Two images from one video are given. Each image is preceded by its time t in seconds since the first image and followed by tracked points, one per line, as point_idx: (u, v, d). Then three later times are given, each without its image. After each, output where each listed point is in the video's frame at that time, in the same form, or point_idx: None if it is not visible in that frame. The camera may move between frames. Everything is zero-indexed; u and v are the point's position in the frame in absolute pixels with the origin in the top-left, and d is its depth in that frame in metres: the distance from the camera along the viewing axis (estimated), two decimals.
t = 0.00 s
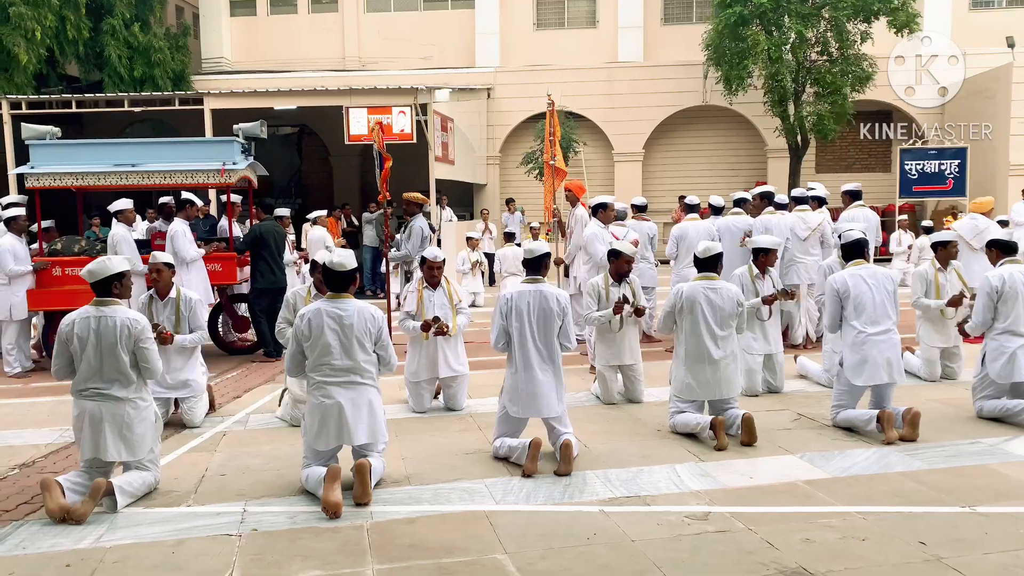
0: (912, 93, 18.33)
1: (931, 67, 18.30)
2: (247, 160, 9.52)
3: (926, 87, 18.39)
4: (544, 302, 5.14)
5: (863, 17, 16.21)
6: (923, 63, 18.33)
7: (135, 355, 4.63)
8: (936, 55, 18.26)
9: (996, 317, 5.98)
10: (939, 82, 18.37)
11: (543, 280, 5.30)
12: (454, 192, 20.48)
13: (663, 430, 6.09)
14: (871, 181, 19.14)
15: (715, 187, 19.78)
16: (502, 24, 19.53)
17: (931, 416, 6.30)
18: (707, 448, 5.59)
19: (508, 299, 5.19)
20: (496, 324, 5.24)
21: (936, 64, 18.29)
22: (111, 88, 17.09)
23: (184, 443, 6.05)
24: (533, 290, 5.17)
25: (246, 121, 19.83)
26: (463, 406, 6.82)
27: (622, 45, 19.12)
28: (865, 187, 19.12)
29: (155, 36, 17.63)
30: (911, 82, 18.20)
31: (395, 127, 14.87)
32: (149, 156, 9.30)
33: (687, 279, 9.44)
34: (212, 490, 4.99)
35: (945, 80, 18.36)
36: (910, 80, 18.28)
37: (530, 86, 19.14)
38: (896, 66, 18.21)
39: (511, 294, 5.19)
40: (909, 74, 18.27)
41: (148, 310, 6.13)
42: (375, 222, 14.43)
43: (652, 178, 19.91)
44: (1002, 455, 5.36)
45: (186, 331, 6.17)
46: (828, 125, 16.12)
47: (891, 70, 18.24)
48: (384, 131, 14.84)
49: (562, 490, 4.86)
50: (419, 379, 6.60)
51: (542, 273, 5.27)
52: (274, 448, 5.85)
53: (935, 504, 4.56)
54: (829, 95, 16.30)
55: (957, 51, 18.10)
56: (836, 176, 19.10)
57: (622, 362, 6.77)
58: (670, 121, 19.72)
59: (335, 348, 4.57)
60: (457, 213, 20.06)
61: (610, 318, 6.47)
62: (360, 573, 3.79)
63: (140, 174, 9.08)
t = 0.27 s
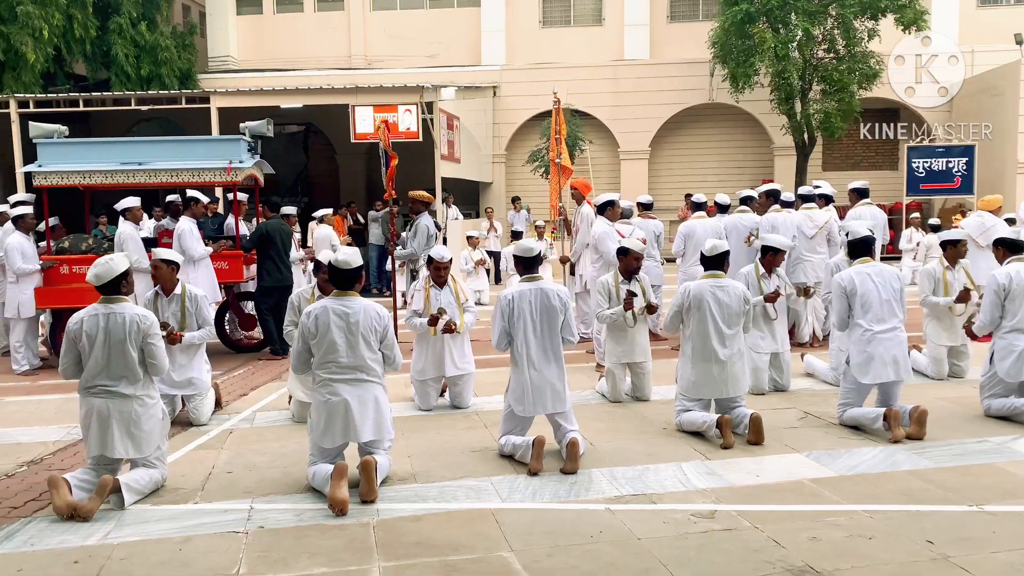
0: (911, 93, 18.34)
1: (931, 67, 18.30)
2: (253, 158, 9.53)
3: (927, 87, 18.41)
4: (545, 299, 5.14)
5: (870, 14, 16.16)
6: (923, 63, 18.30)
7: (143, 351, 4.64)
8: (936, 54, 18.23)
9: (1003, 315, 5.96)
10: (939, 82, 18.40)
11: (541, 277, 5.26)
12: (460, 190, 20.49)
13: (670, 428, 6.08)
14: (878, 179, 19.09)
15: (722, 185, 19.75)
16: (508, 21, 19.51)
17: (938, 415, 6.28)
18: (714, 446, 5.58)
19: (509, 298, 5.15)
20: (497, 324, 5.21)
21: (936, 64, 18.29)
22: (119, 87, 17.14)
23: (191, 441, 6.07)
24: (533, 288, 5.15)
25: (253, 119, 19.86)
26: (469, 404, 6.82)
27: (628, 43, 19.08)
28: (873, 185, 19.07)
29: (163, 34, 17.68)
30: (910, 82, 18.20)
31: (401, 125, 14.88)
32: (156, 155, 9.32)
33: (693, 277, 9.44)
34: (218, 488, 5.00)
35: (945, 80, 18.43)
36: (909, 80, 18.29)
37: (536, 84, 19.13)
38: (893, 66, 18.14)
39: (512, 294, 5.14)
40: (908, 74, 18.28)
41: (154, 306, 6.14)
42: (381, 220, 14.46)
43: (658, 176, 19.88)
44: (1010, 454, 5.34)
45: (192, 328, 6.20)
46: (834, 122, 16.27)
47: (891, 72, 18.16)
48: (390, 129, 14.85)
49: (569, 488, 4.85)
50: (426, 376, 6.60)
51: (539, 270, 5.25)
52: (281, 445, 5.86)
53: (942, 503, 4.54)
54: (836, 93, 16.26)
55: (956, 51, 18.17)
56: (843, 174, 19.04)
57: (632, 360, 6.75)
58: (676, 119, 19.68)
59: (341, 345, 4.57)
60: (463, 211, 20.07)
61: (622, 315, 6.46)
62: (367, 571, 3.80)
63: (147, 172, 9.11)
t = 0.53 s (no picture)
0: (912, 92, 18.02)
1: (931, 67, 18.14)
2: (262, 156, 9.55)
3: (927, 87, 18.16)
4: (554, 297, 5.14)
5: (880, 11, 16.08)
6: (923, 63, 18.14)
7: (152, 349, 4.66)
8: (937, 55, 18.12)
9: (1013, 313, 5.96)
10: (939, 82, 18.25)
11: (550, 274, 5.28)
12: (467, 188, 20.50)
13: (678, 426, 6.07)
14: (887, 177, 19.02)
15: (730, 183, 19.69)
16: (516, 19, 19.49)
17: (948, 414, 6.25)
18: (722, 445, 5.57)
19: (518, 296, 5.14)
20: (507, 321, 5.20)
21: (936, 64, 18.17)
22: (128, 86, 17.19)
23: (200, 438, 6.09)
24: (542, 286, 5.15)
25: (262, 118, 19.92)
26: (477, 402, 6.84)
27: (637, 40, 19.04)
28: (882, 183, 19.00)
29: (172, 33, 17.73)
30: (911, 82, 17.93)
31: (408, 124, 14.90)
32: (166, 153, 9.35)
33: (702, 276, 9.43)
34: (228, 485, 5.02)
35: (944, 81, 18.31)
36: (910, 79, 17.98)
37: (544, 82, 19.11)
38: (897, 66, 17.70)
39: (521, 291, 5.14)
40: (909, 73, 17.98)
41: (166, 302, 6.16)
42: (389, 218, 14.47)
43: (667, 174, 19.85)
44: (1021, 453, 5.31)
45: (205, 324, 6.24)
46: (844, 120, 16.13)
47: (896, 71, 17.78)
48: (398, 128, 14.87)
49: (576, 486, 4.85)
50: (434, 375, 6.61)
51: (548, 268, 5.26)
52: (289, 443, 5.88)
53: (952, 502, 4.53)
54: (845, 90, 16.18)
55: (957, 52, 18.02)
56: (853, 171, 18.97)
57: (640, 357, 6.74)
58: (685, 116, 19.63)
59: (349, 343, 4.58)
60: (471, 210, 20.09)
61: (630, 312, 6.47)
62: (375, 568, 3.81)
63: (157, 171, 9.15)
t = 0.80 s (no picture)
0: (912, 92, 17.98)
1: (931, 67, 18.05)
2: (275, 154, 9.58)
3: (927, 86, 18.11)
4: (566, 295, 5.13)
5: (894, 8, 15.98)
6: (923, 63, 18.02)
7: (163, 348, 4.68)
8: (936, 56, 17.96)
9: None
10: (939, 82, 18.18)
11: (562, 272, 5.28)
12: (478, 186, 20.51)
13: (689, 425, 6.06)
14: (900, 175, 18.92)
15: (742, 180, 19.63)
16: (527, 17, 19.48)
17: (962, 413, 6.21)
18: (734, 444, 5.56)
19: (531, 294, 5.13)
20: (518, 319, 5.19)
21: (936, 64, 18.07)
22: (142, 84, 17.27)
23: (214, 435, 6.13)
24: (554, 284, 5.15)
25: (274, 116, 20.00)
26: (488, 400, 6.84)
27: (648, 38, 18.99)
28: (895, 181, 18.90)
29: (185, 32, 17.83)
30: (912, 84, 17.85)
31: (420, 122, 14.92)
32: (179, 151, 9.40)
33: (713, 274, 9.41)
34: (241, 482, 5.05)
35: (943, 81, 18.30)
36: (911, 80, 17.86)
37: (555, 80, 19.10)
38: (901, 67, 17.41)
39: (534, 289, 5.13)
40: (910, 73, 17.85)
41: (182, 298, 6.22)
42: (401, 216, 14.50)
43: (678, 171, 19.79)
44: None
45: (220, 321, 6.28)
46: (857, 117, 16.00)
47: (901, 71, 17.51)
48: (409, 125, 14.90)
49: (588, 484, 4.85)
50: (445, 374, 6.63)
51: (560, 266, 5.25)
52: (302, 440, 5.91)
53: (966, 502, 4.50)
54: (859, 88, 16.11)
55: (957, 52, 18.03)
56: (866, 169, 18.87)
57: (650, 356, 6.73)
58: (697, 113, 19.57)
59: (361, 341, 4.60)
60: (482, 208, 20.10)
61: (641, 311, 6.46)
62: (387, 565, 3.82)
63: (170, 169, 9.20)
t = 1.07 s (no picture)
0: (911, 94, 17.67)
1: (931, 67, 17.75)
2: (292, 154, 9.63)
3: (927, 87, 17.80)
4: (582, 293, 5.13)
5: (914, 5, 15.84)
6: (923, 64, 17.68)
7: (183, 346, 4.71)
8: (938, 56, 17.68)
9: None
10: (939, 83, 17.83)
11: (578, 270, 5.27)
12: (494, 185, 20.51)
13: (707, 424, 6.04)
14: (920, 173, 18.75)
15: (760, 179, 19.52)
16: (543, 17, 19.46)
17: (983, 414, 6.15)
18: (752, 444, 5.53)
19: (548, 292, 5.11)
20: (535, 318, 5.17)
21: (937, 64, 17.78)
22: (161, 84, 17.38)
23: (232, 432, 6.17)
24: (571, 282, 5.14)
25: (291, 116, 20.09)
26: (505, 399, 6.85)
27: (665, 36, 18.92)
28: (915, 179, 18.72)
29: (203, 32, 17.94)
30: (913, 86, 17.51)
31: (437, 121, 14.94)
32: (198, 151, 9.47)
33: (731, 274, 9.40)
34: (259, 479, 5.09)
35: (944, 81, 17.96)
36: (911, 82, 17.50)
37: (572, 79, 19.07)
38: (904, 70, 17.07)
39: (551, 287, 5.11)
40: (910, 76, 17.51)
41: (199, 297, 6.24)
42: (418, 215, 14.53)
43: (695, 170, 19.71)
44: None
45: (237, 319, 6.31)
46: (877, 115, 16.13)
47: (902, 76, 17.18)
48: (426, 125, 14.92)
49: (605, 483, 4.85)
50: (463, 373, 6.64)
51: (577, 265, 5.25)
52: (319, 438, 5.94)
53: (988, 504, 4.45)
54: (877, 85, 16.10)
55: (956, 52, 17.91)
56: (885, 168, 18.73)
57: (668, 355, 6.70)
58: (715, 112, 19.48)
59: (379, 339, 4.62)
60: (498, 206, 20.10)
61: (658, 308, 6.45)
62: (404, 563, 3.83)
63: (189, 168, 9.27)
